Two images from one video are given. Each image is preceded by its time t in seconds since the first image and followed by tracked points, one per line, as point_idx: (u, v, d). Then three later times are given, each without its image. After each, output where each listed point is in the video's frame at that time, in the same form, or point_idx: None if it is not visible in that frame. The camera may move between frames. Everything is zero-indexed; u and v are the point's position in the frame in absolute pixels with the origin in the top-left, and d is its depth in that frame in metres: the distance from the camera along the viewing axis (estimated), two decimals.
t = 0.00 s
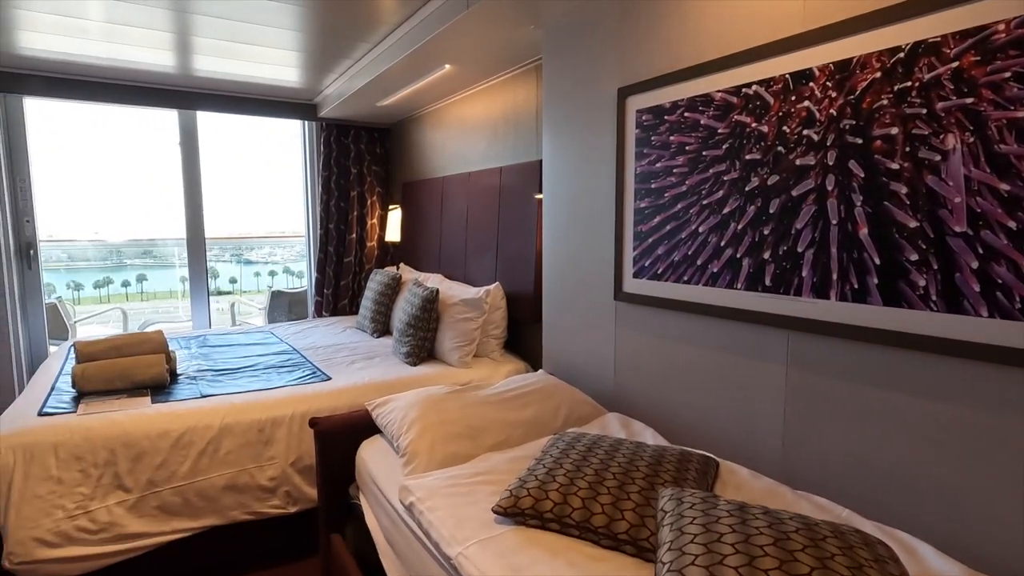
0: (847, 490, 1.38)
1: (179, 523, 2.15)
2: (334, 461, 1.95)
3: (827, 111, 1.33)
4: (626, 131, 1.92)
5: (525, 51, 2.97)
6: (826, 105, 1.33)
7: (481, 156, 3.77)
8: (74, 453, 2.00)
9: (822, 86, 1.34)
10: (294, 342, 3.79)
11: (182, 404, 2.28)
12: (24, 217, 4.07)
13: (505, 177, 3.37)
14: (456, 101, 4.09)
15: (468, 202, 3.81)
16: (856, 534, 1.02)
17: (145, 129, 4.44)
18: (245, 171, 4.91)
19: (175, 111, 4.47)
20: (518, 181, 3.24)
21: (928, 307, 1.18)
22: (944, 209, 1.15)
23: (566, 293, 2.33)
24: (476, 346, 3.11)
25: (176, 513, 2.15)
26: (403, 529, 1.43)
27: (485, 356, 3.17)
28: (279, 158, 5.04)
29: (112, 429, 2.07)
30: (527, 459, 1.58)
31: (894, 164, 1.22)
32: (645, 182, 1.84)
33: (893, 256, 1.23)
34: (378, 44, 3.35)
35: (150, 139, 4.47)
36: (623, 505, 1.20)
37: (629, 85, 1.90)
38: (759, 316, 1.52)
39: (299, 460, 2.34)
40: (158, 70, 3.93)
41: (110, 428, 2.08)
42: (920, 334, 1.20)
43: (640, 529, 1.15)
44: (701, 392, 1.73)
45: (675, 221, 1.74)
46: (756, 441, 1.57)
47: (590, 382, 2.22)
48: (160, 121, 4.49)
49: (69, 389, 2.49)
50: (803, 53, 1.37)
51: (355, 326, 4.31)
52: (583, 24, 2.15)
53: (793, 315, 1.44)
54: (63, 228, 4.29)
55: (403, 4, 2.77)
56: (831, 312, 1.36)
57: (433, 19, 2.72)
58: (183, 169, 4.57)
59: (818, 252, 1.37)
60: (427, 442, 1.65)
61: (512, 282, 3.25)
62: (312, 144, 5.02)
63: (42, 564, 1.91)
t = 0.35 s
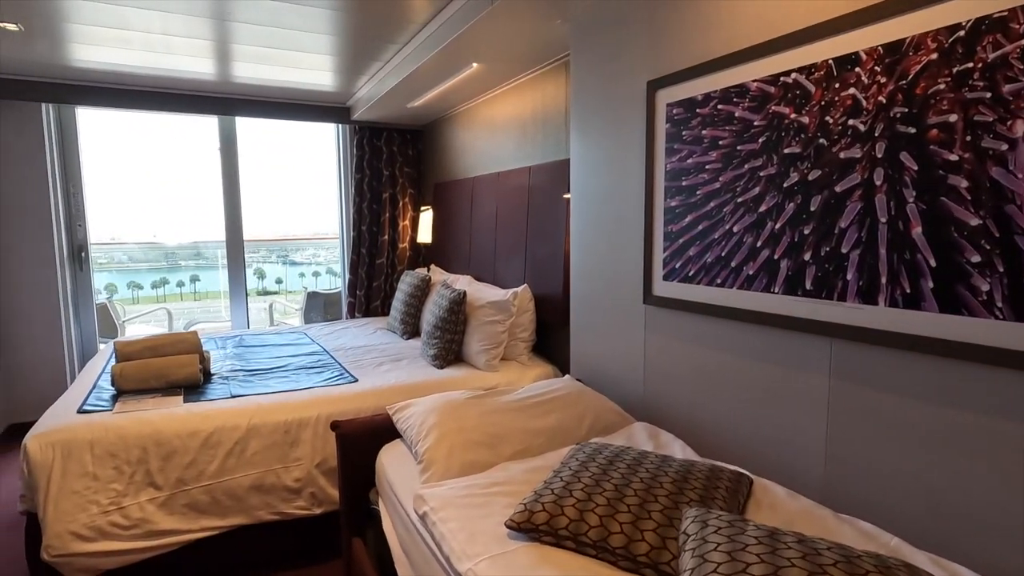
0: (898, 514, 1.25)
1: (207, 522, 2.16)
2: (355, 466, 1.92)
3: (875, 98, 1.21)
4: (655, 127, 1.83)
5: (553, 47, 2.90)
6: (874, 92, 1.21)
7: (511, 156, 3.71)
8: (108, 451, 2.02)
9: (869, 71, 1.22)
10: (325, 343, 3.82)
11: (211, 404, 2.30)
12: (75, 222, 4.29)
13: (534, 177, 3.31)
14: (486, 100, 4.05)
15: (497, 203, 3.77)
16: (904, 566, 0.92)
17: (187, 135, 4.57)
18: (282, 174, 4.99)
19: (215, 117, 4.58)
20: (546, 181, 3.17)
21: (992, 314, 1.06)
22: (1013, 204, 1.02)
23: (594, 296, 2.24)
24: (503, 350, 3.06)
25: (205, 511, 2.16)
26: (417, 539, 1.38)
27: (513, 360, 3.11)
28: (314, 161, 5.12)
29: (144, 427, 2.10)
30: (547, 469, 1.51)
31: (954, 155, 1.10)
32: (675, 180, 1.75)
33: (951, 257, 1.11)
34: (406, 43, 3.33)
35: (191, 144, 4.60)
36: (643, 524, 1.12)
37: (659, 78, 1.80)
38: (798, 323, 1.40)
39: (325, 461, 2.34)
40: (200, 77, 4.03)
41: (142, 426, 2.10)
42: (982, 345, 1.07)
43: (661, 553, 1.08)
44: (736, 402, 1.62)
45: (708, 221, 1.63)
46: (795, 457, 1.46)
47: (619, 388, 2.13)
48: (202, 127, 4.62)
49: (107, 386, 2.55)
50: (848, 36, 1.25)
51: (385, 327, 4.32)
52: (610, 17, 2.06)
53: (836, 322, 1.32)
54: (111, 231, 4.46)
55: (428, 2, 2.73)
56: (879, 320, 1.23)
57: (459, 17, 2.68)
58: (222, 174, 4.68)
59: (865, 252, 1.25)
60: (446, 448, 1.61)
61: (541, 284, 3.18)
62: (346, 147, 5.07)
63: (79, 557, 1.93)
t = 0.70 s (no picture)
0: (930, 543, 1.14)
1: (228, 518, 2.21)
2: (367, 468, 1.93)
3: (902, 91, 1.12)
4: (675, 125, 1.75)
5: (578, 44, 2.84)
6: (901, 84, 1.12)
7: (539, 157, 3.66)
8: (135, 446, 2.09)
9: (895, 63, 1.13)
10: (354, 344, 3.87)
11: (235, 403, 2.35)
12: (124, 226, 4.50)
13: (560, 179, 3.26)
14: (515, 100, 4.01)
15: (525, 206, 3.73)
16: None
17: (229, 140, 4.74)
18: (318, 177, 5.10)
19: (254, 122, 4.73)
20: (572, 182, 3.12)
21: None
22: None
23: (614, 300, 2.18)
24: (526, 354, 3.01)
25: (227, 508, 2.21)
26: (416, 545, 1.37)
27: (536, 364, 3.05)
28: (349, 164, 5.21)
29: (170, 424, 2.17)
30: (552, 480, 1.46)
31: (986, 152, 1.00)
32: (695, 181, 1.67)
33: (982, 264, 1.01)
34: (433, 45, 3.35)
35: (232, 148, 4.76)
36: (636, 543, 1.07)
37: (679, 76, 1.73)
38: (820, 332, 1.31)
39: (343, 462, 2.36)
40: (240, 84, 4.17)
41: (168, 423, 2.17)
42: (1017, 361, 0.97)
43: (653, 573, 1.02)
44: (756, 416, 1.53)
45: (727, 223, 1.55)
46: (818, 476, 1.36)
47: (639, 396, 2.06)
48: (242, 131, 4.77)
49: (142, 383, 2.65)
50: (874, 25, 1.16)
51: (414, 329, 4.35)
52: (631, 12, 2.00)
53: (860, 332, 1.23)
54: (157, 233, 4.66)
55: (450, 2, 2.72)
56: (906, 331, 1.14)
57: (482, 17, 2.66)
58: (260, 177, 4.83)
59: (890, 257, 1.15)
60: (452, 453, 1.58)
61: (566, 287, 3.13)
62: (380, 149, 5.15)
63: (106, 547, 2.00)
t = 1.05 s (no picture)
0: None
1: (246, 519, 2.22)
2: (378, 475, 1.88)
3: (914, 85, 1.10)
4: (693, 122, 1.71)
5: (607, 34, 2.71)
6: (912, 77, 1.10)
7: (570, 154, 3.52)
8: (157, 445, 2.14)
9: (906, 53, 1.11)
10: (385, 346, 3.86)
11: (257, 404, 2.36)
12: (166, 226, 4.68)
13: (591, 177, 3.13)
14: (547, 95, 3.90)
15: (557, 204, 3.60)
16: None
17: (271, 142, 4.84)
18: (356, 177, 5.13)
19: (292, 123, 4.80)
20: (602, 180, 2.99)
21: None
22: None
23: (639, 304, 2.08)
24: (553, 359, 2.89)
25: (246, 508, 2.22)
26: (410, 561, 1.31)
27: (563, 369, 2.92)
28: (386, 164, 5.23)
29: (190, 424, 2.19)
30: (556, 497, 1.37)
31: (998, 152, 0.98)
32: (712, 180, 1.64)
33: (993, 272, 0.99)
34: (460, 43, 3.30)
35: (274, 149, 4.85)
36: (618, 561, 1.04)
37: (697, 69, 1.68)
38: (837, 343, 1.29)
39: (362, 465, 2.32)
40: (280, 85, 4.23)
41: (188, 423, 2.20)
42: None
43: None
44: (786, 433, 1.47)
45: (744, 224, 1.54)
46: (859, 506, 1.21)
47: (666, 405, 1.95)
48: (282, 132, 4.86)
49: (172, 382, 2.71)
50: (886, 15, 1.14)
51: (447, 330, 4.31)
52: None
53: (879, 345, 1.20)
54: (202, 234, 4.82)
55: None
56: (921, 342, 1.11)
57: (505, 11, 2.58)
58: (299, 178, 4.91)
59: (904, 263, 1.13)
60: (454, 463, 1.53)
61: (596, 290, 3.00)
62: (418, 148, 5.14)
63: (129, 544, 2.06)
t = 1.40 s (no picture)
0: None
1: (274, 511, 2.29)
2: (395, 474, 1.90)
3: (934, 80, 1.04)
4: (713, 121, 1.66)
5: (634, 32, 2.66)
6: (932, 72, 1.04)
7: (599, 155, 3.47)
8: (191, 438, 2.23)
9: (927, 47, 1.05)
10: (416, 345, 3.91)
11: (287, 401, 2.43)
12: (213, 226, 4.88)
13: (619, 177, 3.07)
14: (577, 95, 3.86)
15: (587, 205, 3.56)
16: None
17: (312, 146, 4.99)
18: (393, 179, 5.22)
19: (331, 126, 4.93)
20: (630, 180, 2.93)
21: None
22: None
23: (660, 307, 2.04)
24: (578, 361, 2.85)
25: (274, 501, 2.29)
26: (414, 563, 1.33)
27: (588, 372, 2.88)
28: (421, 165, 5.30)
29: (223, 419, 2.28)
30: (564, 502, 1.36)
31: None
32: (730, 181, 1.58)
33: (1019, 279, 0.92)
34: (488, 45, 3.31)
35: (315, 152, 5.00)
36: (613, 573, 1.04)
37: (717, 67, 1.63)
38: (855, 354, 1.23)
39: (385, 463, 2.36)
40: (320, 90, 4.35)
41: (221, 417, 2.29)
42: None
43: None
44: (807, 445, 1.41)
45: (762, 227, 1.47)
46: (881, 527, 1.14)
47: (687, 412, 1.90)
48: (322, 135, 5.00)
49: (209, 377, 2.84)
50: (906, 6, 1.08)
51: (478, 330, 4.33)
52: None
53: (899, 356, 1.14)
54: (246, 234, 5.01)
55: None
56: (942, 353, 1.05)
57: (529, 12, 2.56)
58: (338, 180, 5.04)
59: (924, 268, 1.07)
60: (464, 465, 1.54)
61: (624, 292, 2.94)
62: (453, 149, 5.19)
63: (163, 531, 2.16)
